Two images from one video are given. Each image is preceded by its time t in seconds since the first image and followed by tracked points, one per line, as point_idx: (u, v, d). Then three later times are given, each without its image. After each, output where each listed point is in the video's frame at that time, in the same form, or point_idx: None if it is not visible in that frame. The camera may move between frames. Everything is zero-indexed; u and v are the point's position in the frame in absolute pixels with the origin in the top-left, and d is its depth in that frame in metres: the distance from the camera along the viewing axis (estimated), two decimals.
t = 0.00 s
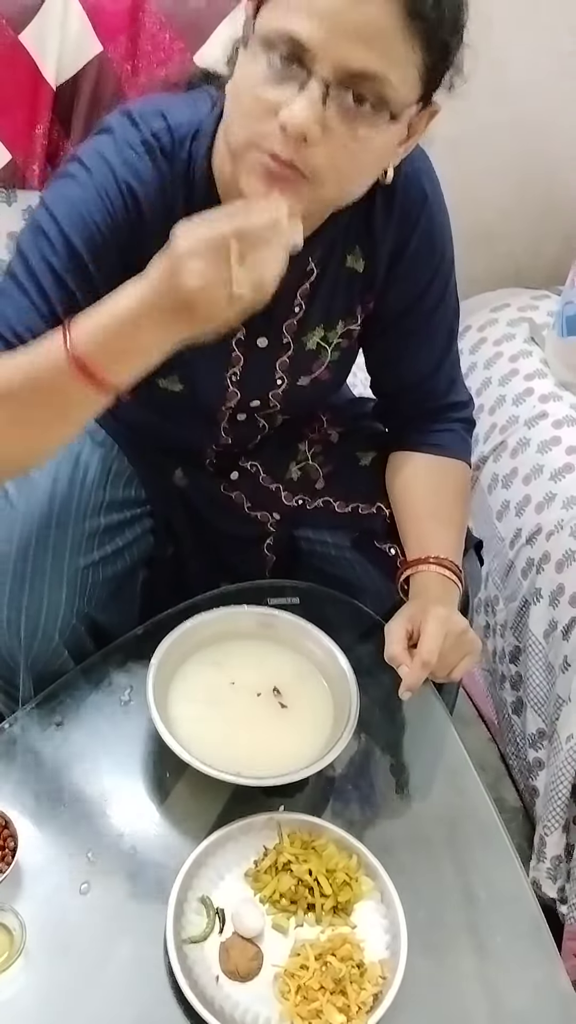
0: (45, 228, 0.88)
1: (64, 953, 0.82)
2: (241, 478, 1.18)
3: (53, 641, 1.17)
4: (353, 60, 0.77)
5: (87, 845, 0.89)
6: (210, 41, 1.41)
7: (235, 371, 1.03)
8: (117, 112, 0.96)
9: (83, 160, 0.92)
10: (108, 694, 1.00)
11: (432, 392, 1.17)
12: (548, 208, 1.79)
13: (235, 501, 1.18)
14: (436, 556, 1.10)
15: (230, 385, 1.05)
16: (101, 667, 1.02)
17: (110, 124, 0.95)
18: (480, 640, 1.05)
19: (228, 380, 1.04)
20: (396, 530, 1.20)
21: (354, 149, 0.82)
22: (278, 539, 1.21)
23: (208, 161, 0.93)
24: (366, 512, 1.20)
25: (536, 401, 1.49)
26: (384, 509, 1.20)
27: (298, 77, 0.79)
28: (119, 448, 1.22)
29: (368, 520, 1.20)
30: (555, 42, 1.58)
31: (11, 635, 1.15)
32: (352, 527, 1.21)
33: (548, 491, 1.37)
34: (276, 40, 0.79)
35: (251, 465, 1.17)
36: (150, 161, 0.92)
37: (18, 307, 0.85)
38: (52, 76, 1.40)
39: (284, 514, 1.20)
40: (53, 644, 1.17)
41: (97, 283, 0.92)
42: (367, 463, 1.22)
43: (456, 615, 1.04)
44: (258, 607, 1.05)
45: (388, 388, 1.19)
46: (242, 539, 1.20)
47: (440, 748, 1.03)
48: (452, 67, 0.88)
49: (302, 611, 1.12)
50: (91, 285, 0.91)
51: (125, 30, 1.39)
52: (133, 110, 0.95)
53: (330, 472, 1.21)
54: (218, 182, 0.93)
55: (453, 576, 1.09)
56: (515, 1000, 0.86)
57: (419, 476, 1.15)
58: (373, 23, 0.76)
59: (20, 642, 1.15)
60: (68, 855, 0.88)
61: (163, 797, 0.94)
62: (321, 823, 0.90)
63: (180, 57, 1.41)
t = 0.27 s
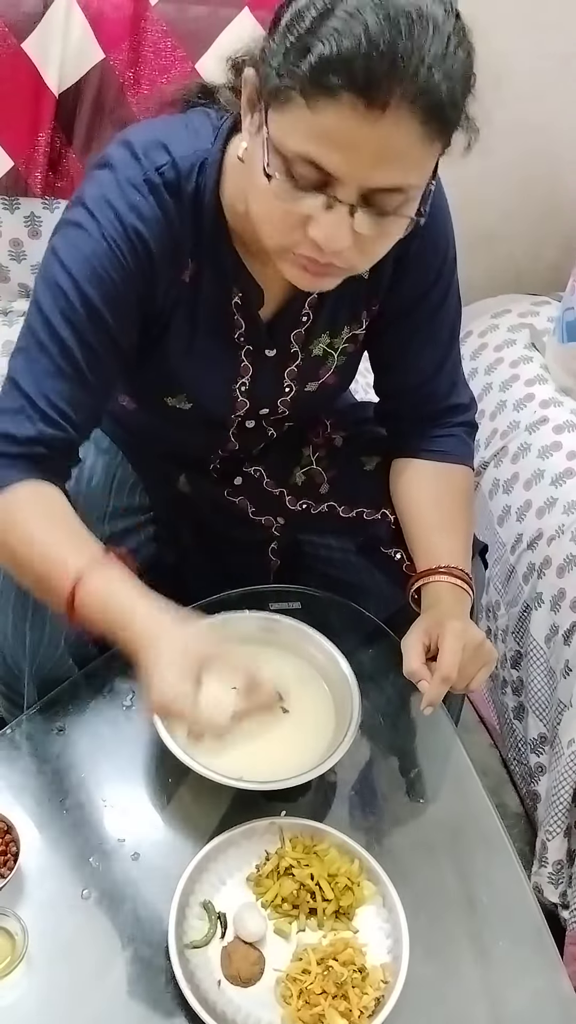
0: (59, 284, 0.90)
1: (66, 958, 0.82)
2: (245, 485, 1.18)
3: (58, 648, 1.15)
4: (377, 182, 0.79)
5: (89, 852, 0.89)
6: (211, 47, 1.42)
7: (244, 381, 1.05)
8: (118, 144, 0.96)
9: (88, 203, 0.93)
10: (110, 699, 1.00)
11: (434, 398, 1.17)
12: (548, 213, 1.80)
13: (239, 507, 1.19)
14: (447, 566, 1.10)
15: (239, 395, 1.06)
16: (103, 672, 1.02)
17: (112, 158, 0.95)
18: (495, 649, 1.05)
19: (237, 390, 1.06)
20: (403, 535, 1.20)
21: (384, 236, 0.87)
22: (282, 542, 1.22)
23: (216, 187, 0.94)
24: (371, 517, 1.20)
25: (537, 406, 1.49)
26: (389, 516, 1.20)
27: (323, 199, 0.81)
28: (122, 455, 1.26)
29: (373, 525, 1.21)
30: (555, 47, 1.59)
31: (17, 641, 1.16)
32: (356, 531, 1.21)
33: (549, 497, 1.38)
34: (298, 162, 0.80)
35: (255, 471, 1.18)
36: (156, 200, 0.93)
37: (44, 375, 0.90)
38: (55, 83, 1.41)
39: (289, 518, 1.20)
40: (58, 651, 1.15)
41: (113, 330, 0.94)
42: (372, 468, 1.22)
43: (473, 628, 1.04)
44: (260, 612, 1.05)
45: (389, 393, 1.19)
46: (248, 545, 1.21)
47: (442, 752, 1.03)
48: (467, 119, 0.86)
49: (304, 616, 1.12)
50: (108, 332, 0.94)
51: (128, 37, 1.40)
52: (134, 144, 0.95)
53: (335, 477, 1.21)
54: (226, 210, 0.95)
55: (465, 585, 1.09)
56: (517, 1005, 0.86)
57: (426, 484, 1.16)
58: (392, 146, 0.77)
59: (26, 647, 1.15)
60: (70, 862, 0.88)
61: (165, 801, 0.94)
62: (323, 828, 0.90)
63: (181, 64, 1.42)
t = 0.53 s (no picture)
0: (94, 331, 0.86)
1: (67, 964, 0.82)
2: (245, 491, 1.19)
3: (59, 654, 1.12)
4: (401, 226, 0.80)
5: (90, 858, 0.89)
6: (212, 53, 1.42)
7: (250, 398, 1.06)
8: (119, 175, 0.93)
9: (102, 242, 0.89)
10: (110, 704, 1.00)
11: (434, 402, 1.18)
12: (548, 219, 1.80)
13: (239, 514, 1.19)
14: (448, 573, 1.09)
15: (246, 409, 1.07)
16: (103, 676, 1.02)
17: (116, 191, 0.92)
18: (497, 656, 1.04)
19: (243, 406, 1.07)
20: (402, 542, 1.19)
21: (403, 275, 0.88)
22: (283, 547, 1.21)
23: (228, 213, 0.94)
24: (371, 524, 1.20)
25: (537, 411, 1.49)
26: (390, 522, 1.20)
27: (348, 244, 0.82)
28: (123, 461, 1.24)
29: (373, 531, 1.20)
30: (554, 53, 1.59)
31: (18, 648, 1.13)
32: (356, 537, 1.21)
33: (550, 502, 1.38)
34: (328, 214, 0.81)
35: (256, 477, 1.18)
36: (168, 233, 0.92)
37: (99, 427, 0.84)
38: (55, 89, 1.41)
39: (290, 523, 1.21)
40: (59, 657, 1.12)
41: (148, 372, 0.91)
42: (373, 474, 1.23)
43: (474, 636, 1.03)
44: (261, 617, 1.05)
45: (390, 398, 1.20)
46: (249, 550, 1.21)
47: (444, 757, 1.03)
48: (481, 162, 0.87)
49: (305, 621, 1.12)
50: (144, 375, 0.91)
51: (128, 44, 1.40)
52: (136, 175, 0.93)
53: (335, 483, 1.21)
54: (238, 236, 0.94)
55: (465, 592, 1.09)
56: (518, 1011, 0.86)
57: (425, 491, 1.16)
58: (417, 193, 0.78)
59: (26, 654, 1.12)
60: (69, 868, 0.88)
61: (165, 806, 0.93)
62: (324, 832, 0.90)
63: (181, 70, 1.42)
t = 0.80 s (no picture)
0: (101, 341, 0.86)
1: (69, 968, 0.82)
2: (245, 495, 1.19)
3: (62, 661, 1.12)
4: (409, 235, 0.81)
5: (92, 860, 0.89)
6: (212, 57, 1.42)
7: (255, 405, 1.06)
8: (123, 183, 0.94)
9: (108, 253, 0.90)
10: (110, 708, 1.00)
11: (434, 405, 1.18)
12: (549, 221, 1.80)
13: (240, 518, 1.20)
14: (449, 579, 1.10)
15: (250, 416, 1.08)
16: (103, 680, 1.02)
17: (121, 201, 0.93)
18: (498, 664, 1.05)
19: (249, 414, 1.07)
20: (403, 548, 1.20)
21: (409, 282, 0.88)
22: (284, 551, 1.22)
23: (231, 220, 0.94)
24: (372, 529, 1.20)
25: (538, 414, 1.50)
26: (390, 529, 1.20)
27: (354, 252, 0.82)
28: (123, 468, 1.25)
29: (374, 536, 1.20)
30: (554, 56, 1.60)
31: (19, 656, 1.12)
32: (357, 542, 1.21)
33: (551, 505, 1.38)
34: (334, 222, 0.81)
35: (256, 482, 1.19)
36: (173, 242, 0.92)
37: (108, 436, 0.85)
38: (55, 93, 1.41)
39: (290, 528, 1.21)
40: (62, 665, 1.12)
41: (156, 381, 0.92)
42: (374, 479, 1.23)
43: (475, 644, 1.03)
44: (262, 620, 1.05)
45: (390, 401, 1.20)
46: (248, 554, 1.21)
47: (445, 760, 1.03)
48: (488, 170, 0.87)
49: (306, 624, 1.12)
50: (152, 385, 0.91)
51: (127, 48, 1.40)
52: (140, 184, 0.93)
53: (336, 488, 1.22)
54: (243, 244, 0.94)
55: (467, 599, 1.08)
56: (520, 1014, 0.86)
57: (425, 496, 1.16)
58: (424, 201, 0.79)
59: (28, 662, 1.12)
60: (70, 869, 0.88)
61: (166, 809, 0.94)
62: (326, 835, 0.90)
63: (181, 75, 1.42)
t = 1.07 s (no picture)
0: (68, 308, 0.91)
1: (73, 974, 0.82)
2: (248, 500, 1.19)
3: (57, 665, 1.15)
4: (403, 206, 0.80)
5: (94, 867, 0.89)
6: (213, 65, 1.43)
7: (251, 396, 1.06)
8: (126, 158, 0.96)
9: (95, 223, 0.93)
10: (113, 716, 1.00)
11: (436, 410, 1.18)
12: (550, 226, 1.80)
13: (242, 521, 1.19)
14: (452, 582, 1.09)
15: (246, 407, 1.07)
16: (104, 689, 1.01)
17: (120, 174, 0.95)
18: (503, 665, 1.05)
19: (245, 405, 1.06)
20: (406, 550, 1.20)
21: (406, 255, 0.87)
22: (286, 556, 1.22)
23: (228, 200, 0.95)
24: (374, 533, 1.20)
25: (540, 419, 1.50)
26: (392, 531, 1.20)
27: (349, 225, 0.82)
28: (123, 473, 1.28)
29: (376, 540, 1.20)
30: (554, 61, 1.60)
31: (15, 660, 1.14)
32: (360, 546, 1.21)
33: (553, 509, 1.38)
34: (326, 193, 0.81)
35: (258, 484, 1.19)
36: (166, 216, 0.94)
37: (53, 395, 0.92)
38: (57, 101, 1.41)
39: (293, 532, 1.21)
40: (57, 668, 1.15)
41: (122, 350, 0.95)
42: (375, 482, 1.23)
43: (482, 645, 1.03)
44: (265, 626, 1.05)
45: (392, 406, 1.20)
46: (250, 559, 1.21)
47: (449, 766, 1.03)
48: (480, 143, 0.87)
49: (309, 630, 1.12)
50: (117, 354, 0.95)
51: (128, 55, 1.41)
52: (141, 160, 0.96)
53: (338, 491, 1.22)
54: (239, 222, 0.95)
55: (470, 601, 1.08)
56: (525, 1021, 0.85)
57: (427, 498, 1.16)
58: (418, 172, 0.78)
59: (24, 665, 1.14)
60: (74, 877, 0.87)
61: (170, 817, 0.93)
62: (329, 842, 0.90)
63: (182, 81, 1.43)
